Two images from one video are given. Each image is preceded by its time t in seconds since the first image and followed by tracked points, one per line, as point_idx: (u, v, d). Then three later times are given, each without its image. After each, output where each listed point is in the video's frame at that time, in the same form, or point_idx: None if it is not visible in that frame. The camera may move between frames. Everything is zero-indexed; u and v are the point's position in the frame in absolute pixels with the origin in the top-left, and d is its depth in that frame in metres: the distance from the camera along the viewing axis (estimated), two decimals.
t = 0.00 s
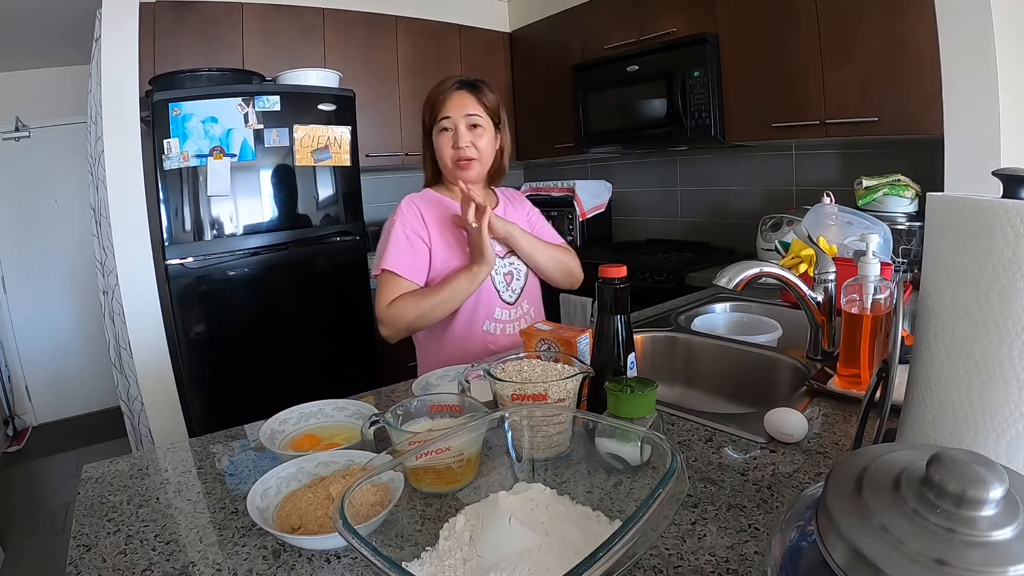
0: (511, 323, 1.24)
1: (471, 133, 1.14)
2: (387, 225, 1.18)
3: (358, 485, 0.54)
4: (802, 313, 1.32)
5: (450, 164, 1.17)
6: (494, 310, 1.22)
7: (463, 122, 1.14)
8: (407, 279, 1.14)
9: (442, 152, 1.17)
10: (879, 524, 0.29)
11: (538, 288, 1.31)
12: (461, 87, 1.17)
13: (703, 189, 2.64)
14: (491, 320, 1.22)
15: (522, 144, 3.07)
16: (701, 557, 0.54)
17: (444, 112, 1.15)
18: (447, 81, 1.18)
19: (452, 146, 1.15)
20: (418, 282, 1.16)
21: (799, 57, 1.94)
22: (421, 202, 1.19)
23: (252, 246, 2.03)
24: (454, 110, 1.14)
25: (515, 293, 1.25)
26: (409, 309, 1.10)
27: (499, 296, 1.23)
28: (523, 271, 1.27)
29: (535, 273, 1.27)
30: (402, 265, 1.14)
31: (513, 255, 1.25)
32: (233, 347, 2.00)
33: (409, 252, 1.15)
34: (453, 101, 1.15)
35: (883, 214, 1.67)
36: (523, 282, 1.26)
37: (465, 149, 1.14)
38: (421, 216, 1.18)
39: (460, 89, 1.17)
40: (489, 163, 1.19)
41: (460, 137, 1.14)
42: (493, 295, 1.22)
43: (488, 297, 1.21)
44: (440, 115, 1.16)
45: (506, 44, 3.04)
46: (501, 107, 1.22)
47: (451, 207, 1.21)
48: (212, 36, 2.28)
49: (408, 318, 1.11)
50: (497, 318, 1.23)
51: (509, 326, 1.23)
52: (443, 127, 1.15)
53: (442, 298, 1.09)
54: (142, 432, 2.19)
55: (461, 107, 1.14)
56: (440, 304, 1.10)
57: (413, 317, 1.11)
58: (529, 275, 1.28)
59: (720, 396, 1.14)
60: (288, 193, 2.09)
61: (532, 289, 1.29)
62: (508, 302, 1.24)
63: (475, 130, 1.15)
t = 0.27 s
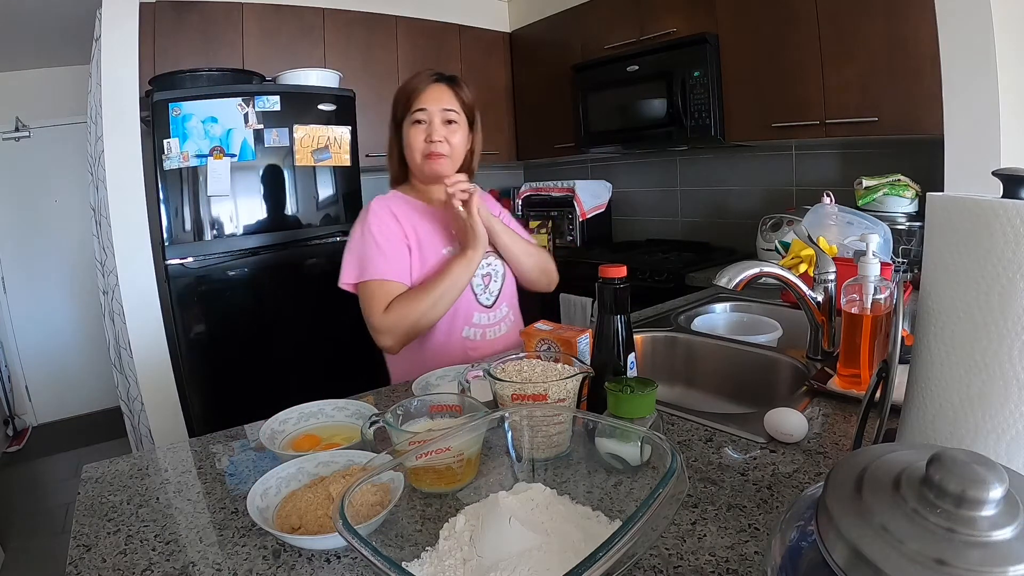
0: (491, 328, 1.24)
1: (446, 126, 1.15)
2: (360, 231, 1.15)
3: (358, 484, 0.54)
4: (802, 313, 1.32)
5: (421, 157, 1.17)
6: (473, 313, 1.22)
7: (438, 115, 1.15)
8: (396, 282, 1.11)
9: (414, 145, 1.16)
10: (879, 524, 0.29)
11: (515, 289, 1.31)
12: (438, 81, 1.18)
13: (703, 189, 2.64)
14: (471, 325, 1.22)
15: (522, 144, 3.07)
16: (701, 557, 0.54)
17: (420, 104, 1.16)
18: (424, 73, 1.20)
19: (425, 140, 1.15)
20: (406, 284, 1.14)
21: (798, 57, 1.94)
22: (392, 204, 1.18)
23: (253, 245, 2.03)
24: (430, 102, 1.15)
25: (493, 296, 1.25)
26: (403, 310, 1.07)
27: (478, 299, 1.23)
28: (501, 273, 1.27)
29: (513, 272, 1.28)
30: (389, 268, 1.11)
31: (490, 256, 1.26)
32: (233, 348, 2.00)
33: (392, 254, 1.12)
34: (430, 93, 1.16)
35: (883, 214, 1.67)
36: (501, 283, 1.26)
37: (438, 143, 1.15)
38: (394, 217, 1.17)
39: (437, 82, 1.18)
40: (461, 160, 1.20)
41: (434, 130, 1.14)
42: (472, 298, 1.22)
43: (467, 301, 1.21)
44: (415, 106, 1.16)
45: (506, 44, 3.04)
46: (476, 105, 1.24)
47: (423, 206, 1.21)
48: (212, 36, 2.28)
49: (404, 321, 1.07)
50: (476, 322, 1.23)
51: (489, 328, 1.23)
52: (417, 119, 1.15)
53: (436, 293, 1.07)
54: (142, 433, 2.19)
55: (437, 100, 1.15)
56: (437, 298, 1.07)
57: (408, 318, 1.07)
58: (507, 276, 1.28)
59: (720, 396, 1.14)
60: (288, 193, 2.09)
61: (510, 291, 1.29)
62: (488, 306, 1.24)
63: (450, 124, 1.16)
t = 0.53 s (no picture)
0: (459, 346, 1.22)
1: (418, 124, 1.14)
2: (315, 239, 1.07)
3: (357, 485, 0.54)
4: (802, 313, 1.32)
5: (393, 157, 1.14)
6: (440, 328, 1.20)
7: (411, 113, 1.13)
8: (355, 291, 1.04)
9: (385, 144, 1.13)
10: (879, 525, 0.29)
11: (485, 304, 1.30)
12: (410, 77, 1.16)
13: (703, 189, 2.64)
14: (437, 343, 1.20)
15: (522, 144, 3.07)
16: (701, 557, 0.54)
17: (391, 100, 1.13)
18: (395, 68, 1.17)
19: (397, 139, 1.13)
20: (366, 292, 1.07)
21: (798, 57, 1.94)
22: (349, 209, 1.12)
23: (253, 245, 2.02)
24: (402, 100, 1.13)
25: (463, 311, 1.23)
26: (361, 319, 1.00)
27: (444, 314, 1.21)
28: (471, 288, 1.25)
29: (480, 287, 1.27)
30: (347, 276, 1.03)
31: (460, 269, 1.24)
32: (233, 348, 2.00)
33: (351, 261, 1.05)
34: (402, 89, 1.13)
35: (883, 214, 1.67)
36: (470, 299, 1.24)
37: (410, 142, 1.13)
38: (351, 222, 1.10)
39: (409, 77, 1.16)
40: (433, 161, 1.19)
41: (407, 129, 1.12)
42: (438, 312, 1.20)
43: (434, 315, 1.20)
44: (386, 103, 1.13)
45: (506, 44, 3.04)
46: (449, 103, 1.22)
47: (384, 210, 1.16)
48: (212, 36, 2.28)
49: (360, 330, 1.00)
50: (442, 339, 1.20)
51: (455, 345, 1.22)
52: (389, 117, 1.12)
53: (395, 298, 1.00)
54: (142, 433, 2.19)
55: (410, 97, 1.13)
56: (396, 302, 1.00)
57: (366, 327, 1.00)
58: (477, 290, 1.27)
59: (720, 397, 1.14)
60: (289, 192, 2.08)
61: (481, 306, 1.28)
62: (456, 322, 1.22)
63: (422, 123, 1.14)
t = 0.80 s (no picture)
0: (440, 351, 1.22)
1: (401, 125, 1.12)
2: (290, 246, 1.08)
3: (357, 485, 0.54)
4: (802, 313, 1.32)
5: (374, 157, 1.12)
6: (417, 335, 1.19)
7: (394, 113, 1.12)
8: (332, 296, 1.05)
9: (366, 144, 1.12)
10: (879, 524, 0.29)
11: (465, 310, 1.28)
12: (394, 72, 1.14)
13: (703, 189, 2.64)
14: (416, 350, 1.20)
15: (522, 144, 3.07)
16: (701, 557, 0.54)
17: (373, 99, 1.11)
18: (378, 61, 1.14)
19: (379, 140, 1.11)
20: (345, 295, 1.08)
21: (798, 56, 1.94)
22: (322, 213, 1.11)
23: (253, 245, 2.02)
24: (386, 99, 1.11)
25: (443, 317, 1.22)
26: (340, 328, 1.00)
27: (422, 320, 1.20)
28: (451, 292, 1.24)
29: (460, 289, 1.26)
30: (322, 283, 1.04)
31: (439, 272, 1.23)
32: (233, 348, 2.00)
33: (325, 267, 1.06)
34: (386, 87, 1.11)
35: (883, 214, 1.67)
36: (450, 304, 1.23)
37: (393, 144, 1.11)
38: (325, 228, 1.10)
39: (392, 73, 1.13)
40: (415, 162, 1.17)
41: (389, 130, 1.11)
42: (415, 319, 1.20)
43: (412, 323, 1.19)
44: (368, 101, 1.11)
45: (506, 44, 3.04)
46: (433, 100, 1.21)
47: (359, 213, 1.16)
48: (212, 36, 2.28)
49: (342, 338, 1.00)
50: (422, 347, 1.20)
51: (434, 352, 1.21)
52: (371, 117, 1.10)
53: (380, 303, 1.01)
54: (142, 432, 2.19)
55: (394, 96, 1.11)
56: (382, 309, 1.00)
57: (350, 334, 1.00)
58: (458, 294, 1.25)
59: (720, 397, 1.14)
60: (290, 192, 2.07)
61: (461, 311, 1.27)
62: (435, 328, 1.21)
63: (406, 123, 1.13)
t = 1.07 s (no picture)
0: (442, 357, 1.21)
1: (392, 120, 1.12)
2: (275, 253, 1.06)
3: (357, 485, 0.54)
4: (802, 313, 1.32)
5: (366, 155, 1.12)
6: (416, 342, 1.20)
7: (384, 108, 1.12)
8: (312, 315, 1.04)
9: (356, 141, 1.11)
10: (879, 524, 0.29)
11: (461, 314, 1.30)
12: (383, 68, 1.14)
13: (703, 189, 2.64)
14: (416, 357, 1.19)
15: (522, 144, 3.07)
16: (701, 557, 0.54)
17: (362, 95, 1.11)
18: (365, 57, 1.14)
19: (369, 135, 1.11)
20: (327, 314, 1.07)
21: (798, 56, 1.94)
22: (310, 220, 1.10)
23: (253, 245, 2.02)
24: (375, 94, 1.11)
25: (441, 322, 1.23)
26: (320, 360, 1.00)
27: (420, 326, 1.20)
28: (448, 297, 1.25)
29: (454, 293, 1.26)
30: (303, 301, 1.03)
31: (435, 277, 1.24)
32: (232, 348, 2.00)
33: (308, 282, 1.05)
34: (375, 82, 1.12)
35: (883, 214, 1.67)
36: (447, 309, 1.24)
37: (384, 139, 1.11)
38: (313, 235, 1.08)
39: (381, 69, 1.14)
40: (408, 158, 1.17)
41: (380, 125, 1.10)
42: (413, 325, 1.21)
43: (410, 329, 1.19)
44: (357, 97, 1.11)
45: (506, 44, 3.04)
46: (422, 95, 1.21)
47: (349, 216, 1.15)
48: (212, 36, 2.28)
49: (320, 372, 0.99)
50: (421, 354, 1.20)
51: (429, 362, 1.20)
52: (361, 113, 1.10)
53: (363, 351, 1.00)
54: (142, 432, 2.19)
55: (383, 92, 1.11)
56: (365, 358, 0.99)
57: (329, 372, 0.99)
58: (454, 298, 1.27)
59: (720, 396, 1.14)
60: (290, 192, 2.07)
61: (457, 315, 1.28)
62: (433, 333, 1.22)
63: (397, 118, 1.12)
